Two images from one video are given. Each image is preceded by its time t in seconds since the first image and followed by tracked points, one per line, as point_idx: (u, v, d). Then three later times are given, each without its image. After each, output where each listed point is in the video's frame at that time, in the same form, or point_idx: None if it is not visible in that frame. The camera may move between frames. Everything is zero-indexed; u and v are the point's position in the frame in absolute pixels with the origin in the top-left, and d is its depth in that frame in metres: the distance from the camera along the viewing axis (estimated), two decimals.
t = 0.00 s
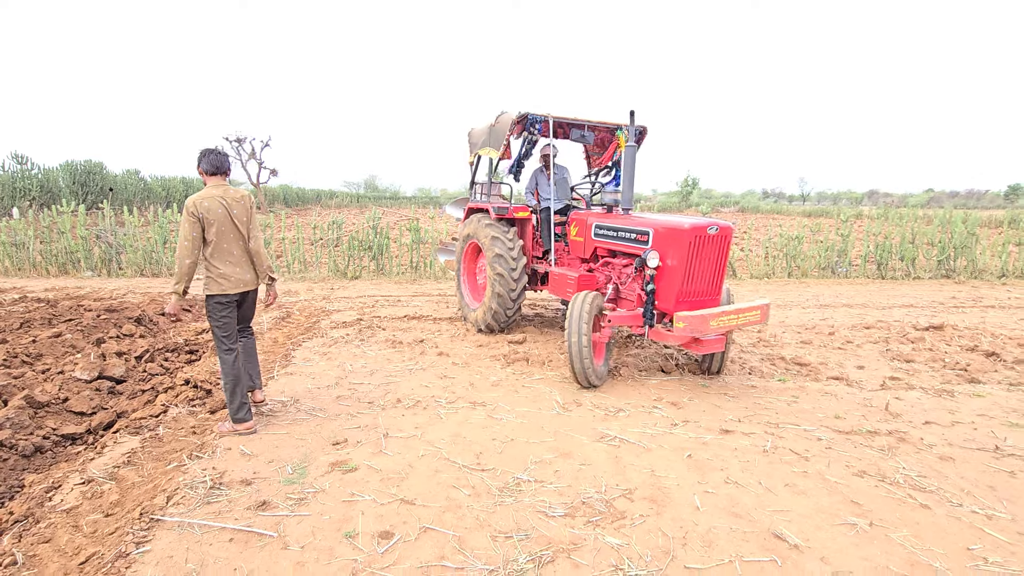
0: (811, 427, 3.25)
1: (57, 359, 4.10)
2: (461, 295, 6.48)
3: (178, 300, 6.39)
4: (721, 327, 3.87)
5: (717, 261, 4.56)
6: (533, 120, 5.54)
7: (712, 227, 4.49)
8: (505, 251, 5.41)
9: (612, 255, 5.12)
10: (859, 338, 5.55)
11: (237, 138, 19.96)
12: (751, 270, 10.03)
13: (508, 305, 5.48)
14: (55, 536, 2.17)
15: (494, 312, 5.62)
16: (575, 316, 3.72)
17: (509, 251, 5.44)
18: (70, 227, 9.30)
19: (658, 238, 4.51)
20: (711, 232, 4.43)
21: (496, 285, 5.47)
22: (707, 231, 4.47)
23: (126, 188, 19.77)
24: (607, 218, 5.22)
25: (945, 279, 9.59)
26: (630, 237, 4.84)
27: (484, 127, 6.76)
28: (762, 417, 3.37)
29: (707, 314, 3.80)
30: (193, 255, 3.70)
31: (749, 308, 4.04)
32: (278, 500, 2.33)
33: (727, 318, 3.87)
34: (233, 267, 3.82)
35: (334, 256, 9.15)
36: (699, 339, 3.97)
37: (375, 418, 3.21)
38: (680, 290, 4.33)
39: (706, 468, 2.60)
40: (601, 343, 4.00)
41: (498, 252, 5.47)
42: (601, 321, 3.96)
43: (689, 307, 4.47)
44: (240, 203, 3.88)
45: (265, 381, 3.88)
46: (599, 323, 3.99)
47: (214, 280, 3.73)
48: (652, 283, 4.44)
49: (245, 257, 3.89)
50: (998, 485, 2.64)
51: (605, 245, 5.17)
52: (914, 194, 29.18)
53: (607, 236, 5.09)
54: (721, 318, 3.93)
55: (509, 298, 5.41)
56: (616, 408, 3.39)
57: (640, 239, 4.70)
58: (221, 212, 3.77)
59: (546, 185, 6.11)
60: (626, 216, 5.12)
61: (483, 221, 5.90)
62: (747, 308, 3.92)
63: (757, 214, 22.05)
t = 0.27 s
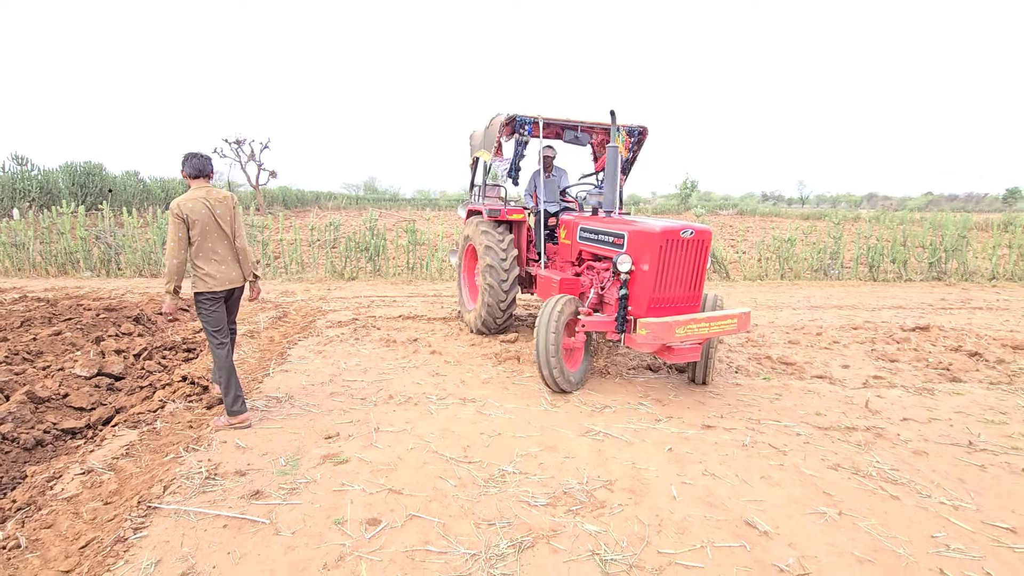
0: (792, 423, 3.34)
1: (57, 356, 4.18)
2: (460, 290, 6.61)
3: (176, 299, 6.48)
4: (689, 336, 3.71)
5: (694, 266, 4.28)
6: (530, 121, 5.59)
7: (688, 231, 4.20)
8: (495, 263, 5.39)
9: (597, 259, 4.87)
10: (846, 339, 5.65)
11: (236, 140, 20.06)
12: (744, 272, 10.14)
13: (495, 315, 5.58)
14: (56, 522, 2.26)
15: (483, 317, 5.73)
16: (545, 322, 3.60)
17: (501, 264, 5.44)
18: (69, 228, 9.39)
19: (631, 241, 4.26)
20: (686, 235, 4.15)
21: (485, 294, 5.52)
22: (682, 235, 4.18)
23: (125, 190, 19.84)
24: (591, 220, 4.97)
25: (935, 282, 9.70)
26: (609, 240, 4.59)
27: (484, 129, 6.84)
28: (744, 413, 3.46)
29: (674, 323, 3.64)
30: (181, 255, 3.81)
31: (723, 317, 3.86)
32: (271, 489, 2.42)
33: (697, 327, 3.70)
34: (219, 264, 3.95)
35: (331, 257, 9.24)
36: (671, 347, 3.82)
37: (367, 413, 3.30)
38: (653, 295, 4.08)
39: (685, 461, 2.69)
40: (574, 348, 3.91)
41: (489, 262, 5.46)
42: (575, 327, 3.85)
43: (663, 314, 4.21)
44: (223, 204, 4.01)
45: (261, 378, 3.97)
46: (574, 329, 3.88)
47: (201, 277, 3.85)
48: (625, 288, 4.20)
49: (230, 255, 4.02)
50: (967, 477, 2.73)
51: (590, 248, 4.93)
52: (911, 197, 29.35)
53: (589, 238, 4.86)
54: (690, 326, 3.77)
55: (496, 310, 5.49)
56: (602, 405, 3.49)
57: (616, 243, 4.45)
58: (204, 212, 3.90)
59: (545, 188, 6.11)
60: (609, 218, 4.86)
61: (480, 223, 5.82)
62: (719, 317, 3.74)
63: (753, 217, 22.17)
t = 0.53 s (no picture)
0: (776, 420, 3.43)
1: (59, 354, 4.27)
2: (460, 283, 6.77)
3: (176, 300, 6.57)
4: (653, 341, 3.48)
5: (666, 269, 4.19)
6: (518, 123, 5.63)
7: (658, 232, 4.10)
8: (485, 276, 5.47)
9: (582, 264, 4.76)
10: (835, 340, 5.75)
11: (236, 143, 20.18)
12: (739, 274, 10.26)
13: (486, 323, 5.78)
14: (60, 511, 2.34)
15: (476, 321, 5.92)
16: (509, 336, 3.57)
17: (492, 277, 5.50)
18: (70, 229, 9.49)
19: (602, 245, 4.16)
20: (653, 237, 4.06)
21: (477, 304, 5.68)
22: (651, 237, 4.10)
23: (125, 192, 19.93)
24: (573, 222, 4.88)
25: (928, 284, 9.81)
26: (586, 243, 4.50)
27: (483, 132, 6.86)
28: (730, 411, 3.55)
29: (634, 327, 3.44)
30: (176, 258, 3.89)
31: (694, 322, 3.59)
32: (267, 481, 2.51)
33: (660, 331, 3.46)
34: (211, 267, 4.04)
35: (330, 259, 9.34)
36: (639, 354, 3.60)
37: (362, 410, 3.39)
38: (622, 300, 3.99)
39: (668, 455, 2.78)
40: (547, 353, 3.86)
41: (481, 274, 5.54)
42: (550, 328, 3.81)
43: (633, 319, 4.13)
44: (217, 211, 4.12)
45: (259, 376, 4.06)
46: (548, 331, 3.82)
47: (193, 281, 3.96)
48: (594, 290, 4.12)
49: (221, 258, 4.12)
50: (942, 471, 2.81)
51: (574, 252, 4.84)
52: (909, 201, 29.49)
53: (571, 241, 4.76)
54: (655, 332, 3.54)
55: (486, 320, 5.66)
56: (591, 403, 3.58)
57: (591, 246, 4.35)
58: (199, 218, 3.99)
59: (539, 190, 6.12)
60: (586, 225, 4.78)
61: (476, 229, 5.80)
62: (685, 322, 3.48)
63: (750, 220, 22.32)
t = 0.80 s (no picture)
0: (768, 420, 3.50)
1: (65, 355, 4.35)
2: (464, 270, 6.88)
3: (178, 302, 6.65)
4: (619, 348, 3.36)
5: (641, 273, 4.11)
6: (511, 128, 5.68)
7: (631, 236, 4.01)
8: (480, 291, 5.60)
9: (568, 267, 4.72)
10: (830, 342, 5.82)
11: (237, 146, 20.30)
12: (737, 277, 10.34)
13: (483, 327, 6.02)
14: (71, 506, 2.41)
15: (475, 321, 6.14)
16: (482, 357, 3.52)
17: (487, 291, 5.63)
18: (74, 233, 9.57)
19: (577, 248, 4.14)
20: (625, 239, 4.00)
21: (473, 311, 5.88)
22: (624, 239, 4.04)
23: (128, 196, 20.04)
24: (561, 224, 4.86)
25: (924, 287, 9.88)
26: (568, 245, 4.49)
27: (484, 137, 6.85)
28: (724, 411, 3.62)
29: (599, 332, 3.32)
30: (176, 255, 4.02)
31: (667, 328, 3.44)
32: (271, 477, 2.58)
33: (627, 338, 3.33)
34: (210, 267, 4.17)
35: (331, 262, 9.41)
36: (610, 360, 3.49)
37: (363, 410, 3.46)
38: (593, 303, 3.95)
39: (662, 453, 2.85)
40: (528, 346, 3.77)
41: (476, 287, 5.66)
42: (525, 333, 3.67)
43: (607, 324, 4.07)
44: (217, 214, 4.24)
45: (261, 376, 4.14)
46: (525, 335, 3.70)
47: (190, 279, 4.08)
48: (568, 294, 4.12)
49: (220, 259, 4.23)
50: (929, 469, 2.88)
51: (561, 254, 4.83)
52: (909, 204, 29.58)
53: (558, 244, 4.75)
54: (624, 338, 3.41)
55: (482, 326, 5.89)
56: (587, 404, 3.65)
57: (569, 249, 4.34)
58: (198, 218, 4.13)
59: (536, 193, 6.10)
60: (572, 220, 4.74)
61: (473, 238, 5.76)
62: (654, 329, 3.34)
63: (750, 223, 22.44)
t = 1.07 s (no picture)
0: (768, 420, 3.56)
1: (77, 357, 4.43)
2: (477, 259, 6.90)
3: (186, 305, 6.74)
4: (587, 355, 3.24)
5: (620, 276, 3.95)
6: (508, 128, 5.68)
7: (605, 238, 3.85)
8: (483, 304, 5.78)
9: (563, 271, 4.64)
10: (830, 343, 5.87)
11: (242, 151, 20.47)
12: (739, 280, 10.39)
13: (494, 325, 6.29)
14: (88, 501, 2.49)
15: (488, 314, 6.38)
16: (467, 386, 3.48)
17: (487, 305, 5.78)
18: (82, 237, 9.69)
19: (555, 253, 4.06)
20: (598, 243, 3.87)
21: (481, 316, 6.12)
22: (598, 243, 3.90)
23: (134, 200, 20.22)
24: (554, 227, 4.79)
25: (926, 289, 9.91)
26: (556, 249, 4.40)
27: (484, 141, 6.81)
28: (724, 411, 3.68)
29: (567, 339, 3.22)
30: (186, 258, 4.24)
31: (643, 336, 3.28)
32: (281, 475, 2.65)
33: (595, 344, 3.22)
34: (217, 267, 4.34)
35: (335, 266, 9.50)
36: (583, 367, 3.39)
37: (369, 409, 3.53)
38: (565, 308, 3.88)
39: (663, 452, 2.91)
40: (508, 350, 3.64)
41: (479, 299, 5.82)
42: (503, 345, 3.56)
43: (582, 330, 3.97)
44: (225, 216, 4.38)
45: (270, 377, 4.21)
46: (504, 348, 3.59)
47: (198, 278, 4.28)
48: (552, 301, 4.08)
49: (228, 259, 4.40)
50: (926, 468, 2.93)
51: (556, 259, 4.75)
52: (913, 207, 29.58)
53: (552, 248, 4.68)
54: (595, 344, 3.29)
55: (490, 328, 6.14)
56: (589, 404, 3.72)
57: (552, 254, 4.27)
58: (206, 221, 4.31)
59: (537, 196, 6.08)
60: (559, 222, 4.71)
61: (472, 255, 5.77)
62: (624, 336, 3.20)
63: (752, 226, 22.49)
